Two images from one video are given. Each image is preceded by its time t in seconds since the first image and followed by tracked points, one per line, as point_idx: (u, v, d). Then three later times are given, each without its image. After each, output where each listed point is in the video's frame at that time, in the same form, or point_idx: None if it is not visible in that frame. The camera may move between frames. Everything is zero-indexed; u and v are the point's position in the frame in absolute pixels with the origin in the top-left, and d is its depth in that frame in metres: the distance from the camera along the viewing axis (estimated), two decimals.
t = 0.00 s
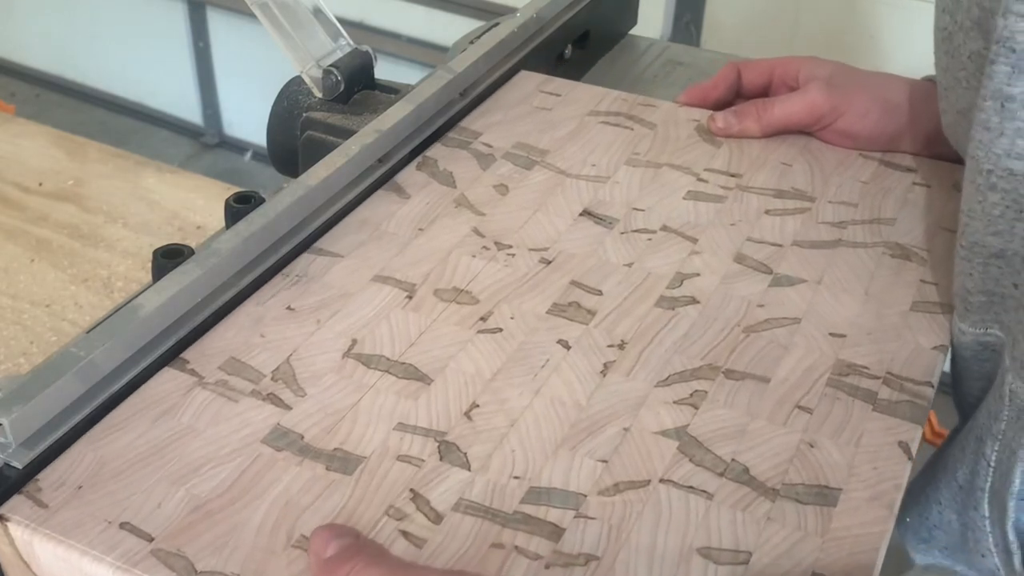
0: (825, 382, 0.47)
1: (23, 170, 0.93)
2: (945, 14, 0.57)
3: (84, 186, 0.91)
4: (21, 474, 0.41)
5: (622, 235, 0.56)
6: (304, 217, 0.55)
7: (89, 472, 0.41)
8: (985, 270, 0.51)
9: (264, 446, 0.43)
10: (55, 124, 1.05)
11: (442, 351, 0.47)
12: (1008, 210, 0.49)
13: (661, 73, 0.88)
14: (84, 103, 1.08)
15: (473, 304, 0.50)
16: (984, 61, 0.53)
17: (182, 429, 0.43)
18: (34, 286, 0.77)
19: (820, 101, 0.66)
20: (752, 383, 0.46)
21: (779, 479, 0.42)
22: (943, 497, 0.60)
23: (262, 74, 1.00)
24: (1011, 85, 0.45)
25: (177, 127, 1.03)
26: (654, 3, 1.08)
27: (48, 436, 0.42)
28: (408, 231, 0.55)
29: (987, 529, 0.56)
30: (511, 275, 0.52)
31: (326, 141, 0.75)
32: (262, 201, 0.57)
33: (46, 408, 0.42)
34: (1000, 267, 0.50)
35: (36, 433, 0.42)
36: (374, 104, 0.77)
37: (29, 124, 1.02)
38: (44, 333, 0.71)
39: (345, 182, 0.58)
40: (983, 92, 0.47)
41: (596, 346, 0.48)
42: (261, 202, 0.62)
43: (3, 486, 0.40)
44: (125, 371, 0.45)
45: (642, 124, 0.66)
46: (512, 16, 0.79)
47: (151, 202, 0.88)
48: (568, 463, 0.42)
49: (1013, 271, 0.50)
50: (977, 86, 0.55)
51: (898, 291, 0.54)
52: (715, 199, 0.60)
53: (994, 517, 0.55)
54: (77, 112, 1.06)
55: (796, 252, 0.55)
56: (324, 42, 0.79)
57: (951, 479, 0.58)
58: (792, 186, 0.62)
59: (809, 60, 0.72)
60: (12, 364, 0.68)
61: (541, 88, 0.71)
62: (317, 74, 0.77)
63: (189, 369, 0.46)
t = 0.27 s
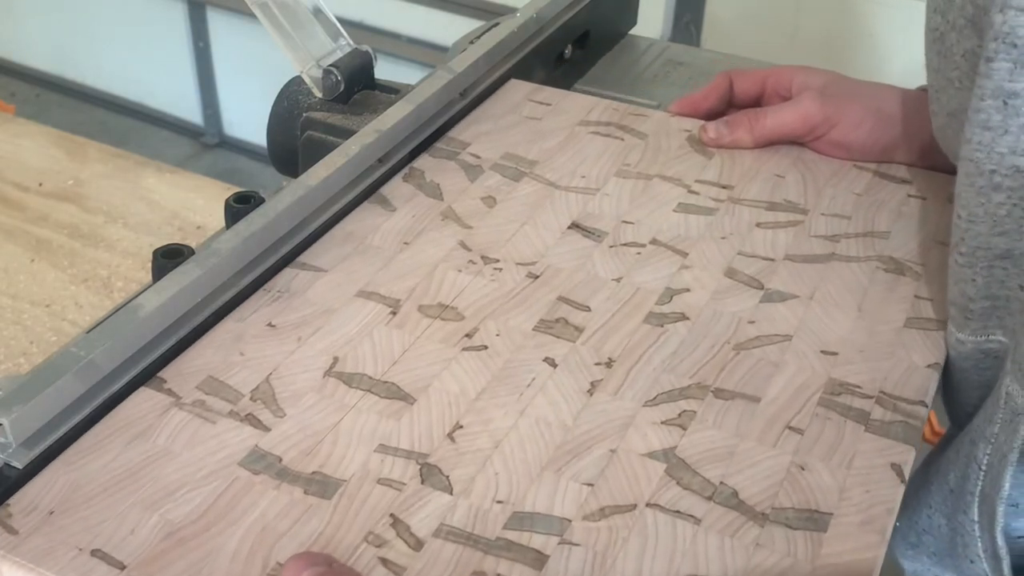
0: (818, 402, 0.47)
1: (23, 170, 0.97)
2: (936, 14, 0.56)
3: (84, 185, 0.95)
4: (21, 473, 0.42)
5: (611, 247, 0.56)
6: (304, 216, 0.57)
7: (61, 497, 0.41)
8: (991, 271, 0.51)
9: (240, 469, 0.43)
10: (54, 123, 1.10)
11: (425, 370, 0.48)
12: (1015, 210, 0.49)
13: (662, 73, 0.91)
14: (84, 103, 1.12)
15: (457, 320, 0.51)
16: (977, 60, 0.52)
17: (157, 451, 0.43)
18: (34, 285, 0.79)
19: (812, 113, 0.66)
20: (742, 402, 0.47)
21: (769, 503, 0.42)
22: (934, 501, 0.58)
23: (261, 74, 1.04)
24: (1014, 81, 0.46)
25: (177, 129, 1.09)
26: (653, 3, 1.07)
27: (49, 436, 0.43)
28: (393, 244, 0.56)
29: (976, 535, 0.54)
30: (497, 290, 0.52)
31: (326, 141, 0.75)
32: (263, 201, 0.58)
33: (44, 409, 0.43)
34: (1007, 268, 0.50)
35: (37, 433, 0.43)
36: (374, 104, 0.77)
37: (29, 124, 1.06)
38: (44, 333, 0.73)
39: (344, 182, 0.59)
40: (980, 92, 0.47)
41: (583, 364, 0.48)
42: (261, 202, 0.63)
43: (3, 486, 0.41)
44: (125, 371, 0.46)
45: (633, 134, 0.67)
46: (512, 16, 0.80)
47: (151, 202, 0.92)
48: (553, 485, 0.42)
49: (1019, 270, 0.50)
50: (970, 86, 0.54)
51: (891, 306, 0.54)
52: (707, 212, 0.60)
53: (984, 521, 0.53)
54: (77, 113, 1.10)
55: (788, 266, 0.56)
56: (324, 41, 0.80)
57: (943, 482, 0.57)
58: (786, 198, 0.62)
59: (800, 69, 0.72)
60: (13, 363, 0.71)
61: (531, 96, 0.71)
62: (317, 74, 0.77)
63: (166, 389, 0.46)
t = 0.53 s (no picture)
0: (809, 424, 0.47)
1: (24, 170, 1.00)
2: (931, 14, 0.55)
3: (84, 185, 0.99)
4: (21, 473, 0.43)
5: (599, 263, 0.56)
6: (304, 217, 0.58)
7: (30, 523, 0.41)
8: (994, 281, 0.50)
9: (214, 495, 0.43)
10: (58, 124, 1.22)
11: (406, 391, 0.48)
12: (1019, 214, 0.48)
13: (661, 73, 0.91)
14: (84, 102, 1.31)
15: (441, 339, 0.51)
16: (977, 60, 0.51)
17: (129, 475, 0.43)
18: (33, 285, 0.83)
19: (807, 124, 0.66)
20: (731, 425, 0.47)
21: (758, 531, 0.42)
22: (935, 517, 0.57)
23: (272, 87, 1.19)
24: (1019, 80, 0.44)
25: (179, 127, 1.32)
26: (654, 3, 1.09)
27: (48, 437, 0.44)
28: (377, 260, 0.56)
29: (977, 552, 0.52)
30: (481, 307, 0.53)
31: (325, 142, 0.78)
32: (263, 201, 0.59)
33: (44, 409, 0.44)
34: (1010, 275, 0.49)
35: (37, 433, 0.44)
36: (373, 105, 0.80)
37: (30, 126, 1.10)
38: (44, 333, 0.77)
39: (344, 183, 0.61)
40: (983, 94, 0.46)
41: (568, 384, 0.48)
42: (260, 202, 0.65)
43: (3, 485, 0.42)
44: (125, 371, 0.48)
45: (622, 146, 0.67)
46: (513, 16, 0.80)
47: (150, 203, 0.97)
48: (535, 512, 0.42)
49: (1023, 277, 0.49)
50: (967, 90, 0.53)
51: (884, 324, 0.54)
52: (697, 227, 0.60)
53: (985, 537, 0.51)
54: (78, 113, 1.27)
55: (778, 282, 0.56)
56: (324, 42, 0.83)
57: (943, 497, 0.56)
58: (778, 212, 0.62)
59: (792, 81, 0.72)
60: (14, 362, 0.75)
61: (520, 107, 0.72)
62: (317, 74, 0.80)
63: (140, 412, 0.46)
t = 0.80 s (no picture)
0: (801, 440, 0.47)
1: (25, 170, 1.00)
2: (926, 17, 0.55)
3: (84, 185, 0.99)
4: (20, 474, 0.44)
5: (590, 274, 0.57)
6: (305, 216, 0.59)
7: (7, 543, 0.41)
8: (986, 295, 0.49)
9: (194, 514, 0.43)
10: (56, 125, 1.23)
11: (392, 406, 0.48)
12: (1010, 229, 0.47)
13: (661, 73, 0.93)
14: (84, 102, 1.33)
15: (428, 352, 0.51)
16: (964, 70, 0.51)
17: (108, 493, 0.43)
18: (33, 285, 0.83)
19: (802, 133, 0.67)
20: (722, 441, 0.47)
21: (748, 551, 0.42)
22: (926, 536, 0.57)
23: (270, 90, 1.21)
24: (1011, 93, 0.44)
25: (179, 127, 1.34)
26: (654, 3, 1.09)
27: (47, 438, 0.45)
28: (365, 270, 0.57)
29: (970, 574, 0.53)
30: (470, 319, 0.53)
31: (325, 142, 0.77)
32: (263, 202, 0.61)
33: (44, 409, 0.45)
34: (1000, 292, 0.49)
35: (37, 433, 0.45)
36: (373, 105, 0.80)
37: (31, 127, 1.10)
38: (44, 333, 0.76)
39: (343, 183, 0.62)
40: (976, 105, 0.46)
41: (556, 399, 0.49)
42: (260, 202, 0.66)
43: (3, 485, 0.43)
44: (125, 371, 0.48)
45: (615, 153, 0.68)
46: (513, 16, 0.82)
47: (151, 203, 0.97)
48: (522, 530, 0.43)
49: (1013, 295, 0.48)
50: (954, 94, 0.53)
51: (877, 338, 0.54)
52: (691, 236, 0.61)
53: (977, 560, 0.52)
54: (77, 113, 1.29)
55: (771, 294, 0.56)
56: (325, 42, 0.83)
57: (936, 519, 0.55)
58: (771, 223, 0.63)
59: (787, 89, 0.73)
60: (14, 362, 0.74)
61: (512, 113, 0.73)
62: (317, 74, 0.80)
63: (119, 429, 0.46)
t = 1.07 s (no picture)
0: (796, 454, 0.47)
1: (24, 171, 0.99)
2: (928, 21, 0.54)
3: (83, 185, 0.98)
4: (21, 474, 0.44)
5: (582, 284, 0.57)
6: (305, 217, 0.60)
7: None
8: (986, 306, 0.49)
9: (177, 533, 0.43)
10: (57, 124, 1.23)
11: (381, 421, 0.48)
12: (1010, 241, 0.47)
13: (661, 73, 0.94)
14: (84, 102, 1.32)
15: (418, 366, 0.51)
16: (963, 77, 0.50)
17: (89, 513, 0.43)
18: (33, 285, 0.82)
19: (796, 139, 0.67)
20: (715, 456, 0.47)
21: (740, 569, 0.42)
22: (920, 550, 0.56)
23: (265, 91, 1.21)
24: (1013, 103, 0.44)
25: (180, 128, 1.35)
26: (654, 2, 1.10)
27: (47, 438, 0.46)
28: (354, 281, 0.57)
29: None
30: (460, 331, 0.53)
31: (325, 142, 0.77)
32: (263, 202, 0.62)
33: (44, 409, 0.46)
34: (998, 304, 0.48)
35: (37, 433, 0.46)
36: (373, 105, 0.79)
37: (30, 126, 1.09)
38: (44, 333, 0.76)
39: (343, 184, 0.63)
40: (979, 113, 0.45)
41: (547, 413, 0.49)
42: (259, 202, 0.66)
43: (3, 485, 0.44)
44: (125, 371, 0.49)
45: (608, 160, 0.68)
46: (513, 16, 0.82)
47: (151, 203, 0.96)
48: (512, 548, 0.42)
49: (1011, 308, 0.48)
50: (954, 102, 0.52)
51: (872, 349, 0.54)
52: (683, 246, 0.61)
53: None
54: (78, 113, 1.28)
55: (765, 304, 0.57)
56: (324, 41, 0.82)
57: (931, 533, 0.55)
58: (766, 232, 0.63)
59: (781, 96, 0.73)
60: (14, 362, 0.73)
61: (505, 120, 0.73)
62: (317, 74, 0.79)
63: (102, 446, 0.46)
